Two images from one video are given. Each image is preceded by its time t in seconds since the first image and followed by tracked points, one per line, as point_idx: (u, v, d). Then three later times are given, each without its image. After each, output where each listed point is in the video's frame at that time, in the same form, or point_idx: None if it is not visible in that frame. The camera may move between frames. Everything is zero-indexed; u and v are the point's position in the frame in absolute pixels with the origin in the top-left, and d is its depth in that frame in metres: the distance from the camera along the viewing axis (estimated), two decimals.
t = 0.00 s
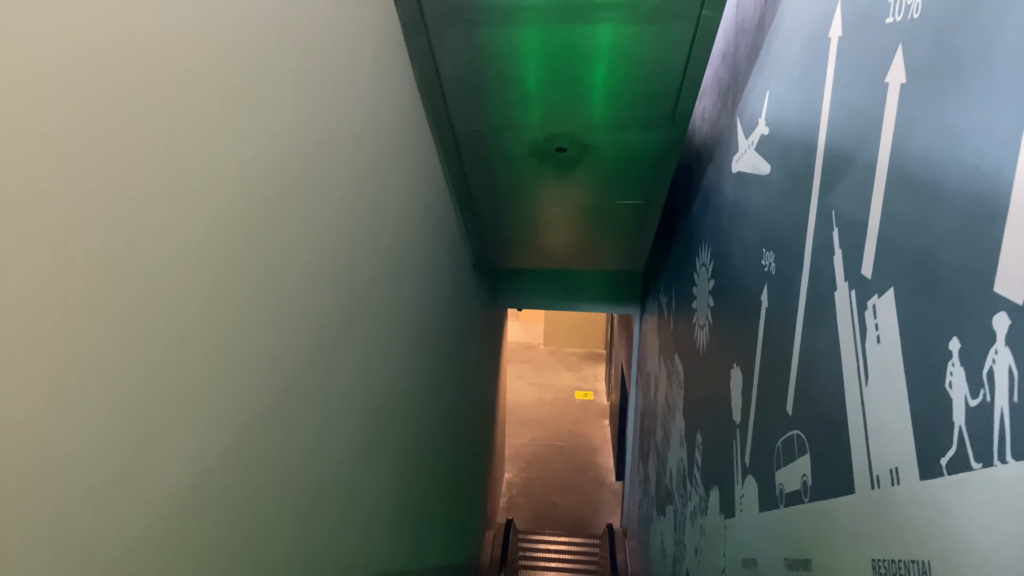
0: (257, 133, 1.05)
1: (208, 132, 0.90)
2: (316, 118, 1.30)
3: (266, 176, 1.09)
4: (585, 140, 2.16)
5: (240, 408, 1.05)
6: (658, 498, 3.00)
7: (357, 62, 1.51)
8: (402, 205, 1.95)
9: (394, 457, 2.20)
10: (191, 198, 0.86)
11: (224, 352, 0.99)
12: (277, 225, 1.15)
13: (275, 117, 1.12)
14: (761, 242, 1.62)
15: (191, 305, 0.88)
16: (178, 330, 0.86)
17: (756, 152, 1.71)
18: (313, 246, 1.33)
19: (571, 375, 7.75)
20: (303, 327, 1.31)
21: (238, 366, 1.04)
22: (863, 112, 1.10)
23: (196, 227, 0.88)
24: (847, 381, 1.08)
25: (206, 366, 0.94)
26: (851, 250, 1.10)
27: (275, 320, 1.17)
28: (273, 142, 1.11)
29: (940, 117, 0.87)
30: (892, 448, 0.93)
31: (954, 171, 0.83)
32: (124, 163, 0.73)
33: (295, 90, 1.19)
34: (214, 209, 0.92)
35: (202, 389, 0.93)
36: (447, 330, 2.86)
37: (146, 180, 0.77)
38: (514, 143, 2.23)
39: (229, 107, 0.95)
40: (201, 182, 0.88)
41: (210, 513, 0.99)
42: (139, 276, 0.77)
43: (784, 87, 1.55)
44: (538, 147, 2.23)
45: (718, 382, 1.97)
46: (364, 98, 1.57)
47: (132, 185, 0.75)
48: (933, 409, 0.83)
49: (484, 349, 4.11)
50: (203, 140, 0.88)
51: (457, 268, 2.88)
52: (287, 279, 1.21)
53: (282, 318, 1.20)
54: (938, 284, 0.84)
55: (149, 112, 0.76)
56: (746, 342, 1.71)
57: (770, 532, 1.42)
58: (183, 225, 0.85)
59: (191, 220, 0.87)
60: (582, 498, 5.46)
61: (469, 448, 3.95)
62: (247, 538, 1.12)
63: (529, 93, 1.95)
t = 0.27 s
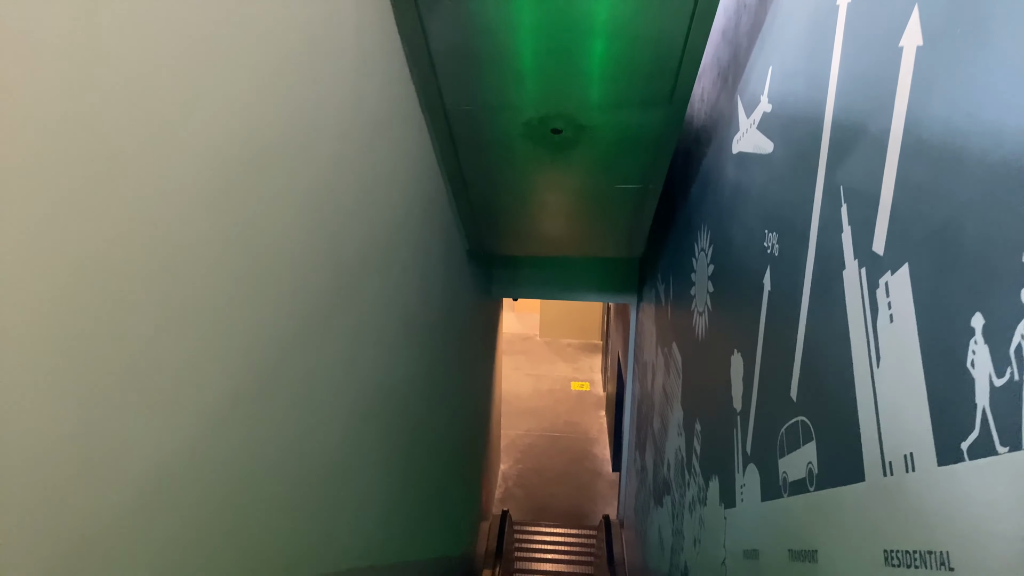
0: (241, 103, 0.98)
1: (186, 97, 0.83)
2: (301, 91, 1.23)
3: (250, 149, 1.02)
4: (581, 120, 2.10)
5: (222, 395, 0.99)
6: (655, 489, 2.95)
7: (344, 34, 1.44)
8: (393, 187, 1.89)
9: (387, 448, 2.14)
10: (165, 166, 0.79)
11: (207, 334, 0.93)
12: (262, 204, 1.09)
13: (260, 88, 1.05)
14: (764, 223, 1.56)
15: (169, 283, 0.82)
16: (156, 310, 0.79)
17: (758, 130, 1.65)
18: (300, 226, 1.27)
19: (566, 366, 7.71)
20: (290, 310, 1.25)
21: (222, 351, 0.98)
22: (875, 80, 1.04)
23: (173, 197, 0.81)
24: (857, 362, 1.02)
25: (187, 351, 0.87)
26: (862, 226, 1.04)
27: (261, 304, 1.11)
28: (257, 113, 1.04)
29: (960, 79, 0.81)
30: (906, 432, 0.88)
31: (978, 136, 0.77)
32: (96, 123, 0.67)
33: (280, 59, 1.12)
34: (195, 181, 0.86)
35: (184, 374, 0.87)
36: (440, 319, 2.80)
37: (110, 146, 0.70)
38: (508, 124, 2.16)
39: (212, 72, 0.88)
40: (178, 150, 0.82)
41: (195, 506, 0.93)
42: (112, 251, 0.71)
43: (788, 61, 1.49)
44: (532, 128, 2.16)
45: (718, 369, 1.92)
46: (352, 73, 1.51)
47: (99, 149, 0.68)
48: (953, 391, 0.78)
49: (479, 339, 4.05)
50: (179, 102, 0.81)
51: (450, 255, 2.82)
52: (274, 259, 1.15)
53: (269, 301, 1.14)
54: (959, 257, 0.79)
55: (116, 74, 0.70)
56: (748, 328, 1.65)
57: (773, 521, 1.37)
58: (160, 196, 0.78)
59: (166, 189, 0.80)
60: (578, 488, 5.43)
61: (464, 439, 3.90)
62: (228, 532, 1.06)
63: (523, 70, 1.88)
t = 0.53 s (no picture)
0: (212, 69, 0.92)
1: (142, 56, 0.76)
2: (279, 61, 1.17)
3: (221, 118, 0.96)
4: (576, 98, 2.04)
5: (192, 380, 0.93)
6: (652, 478, 2.91)
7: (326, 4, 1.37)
8: (381, 169, 1.82)
9: (379, 438, 2.09)
10: (118, 128, 0.73)
11: (175, 315, 0.87)
12: (237, 178, 1.02)
13: (233, 55, 0.99)
14: (766, 202, 1.50)
15: (127, 257, 0.76)
16: (108, 287, 0.73)
17: (759, 107, 1.59)
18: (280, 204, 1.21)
19: (562, 356, 7.67)
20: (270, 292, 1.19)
21: (193, 333, 0.92)
22: (886, 43, 0.98)
23: (130, 163, 0.75)
24: (867, 343, 0.97)
25: (148, 332, 0.81)
26: (872, 199, 0.98)
27: (235, 284, 1.04)
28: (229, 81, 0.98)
29: (984, 35, 0.75)
30: (922, 415, 0.82)
31: (1003, 96, 0.72)
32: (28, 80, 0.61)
33: (255, 24, 1.05)
34: (154, 147, 0.79)
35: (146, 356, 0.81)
36: (433, 306, 2.74)
37: (46, 100, 0.63)
38: (501, 103, 2.09)
39: (174, 32, 0.82)
40: (134, 114, 0.75)
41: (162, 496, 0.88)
42: (50, 218, 0.65)
43: (791, 32, 1.43)
44: (526, 107, 2.10)
45: (717, 355, 1.87)
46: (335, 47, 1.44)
47: (28, 104, 0.62)
48: (975, 369, 0.73)
49: (474, 328, 4.00)
50: (133, 60, 0.75)
51: (442, 241, 2.76)
52: (250, 238, 1.08)
53: (245, 282, 1.08)
54: (982, 226, 0.73)
55: (51, 23, 0.63)
56: (749, 311, 1.60)
57: (777, 512, 1.32)
58: (114, 163, 0.72)
59: (121, 154, 0.73)
60: (574, 479, 5.40)
61: (458, 430, 3.85)
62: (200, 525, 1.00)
63: (516, 46, 1.81)
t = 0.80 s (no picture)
0: (183, 29, 0.85)
1: (97, 8, 0.69)
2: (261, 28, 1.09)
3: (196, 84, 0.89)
4: (570, 77, 1.97)
5: (164, 366, 0.86)
6: (647, 468, 2.87)
7: None
8: (368, 148, 1.75)
9: (371, 429, 2.03)
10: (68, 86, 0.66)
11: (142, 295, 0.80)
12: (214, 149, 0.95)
13: (209, 16, 0.91)
14: (767, 181, 1.44)
15: (81, 230, 0.69)
16: (55, 259, 0.66)
17: (760, 82, 1.53)
18: (262, 180, 1.14)
19: (556, 346, 7.63)
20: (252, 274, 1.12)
21: (162, 315, 0.85)
22: (900, 3, 0.92)
23: (84, 125, 0.68)
24: (878, 323, 0.91)
25: (106, 312, 0.74)
26: (884, 169, 0.92)
27: (214, 265, 0.98)
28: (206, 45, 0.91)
29: None
30: (940, 398, 0.77)
31: None
32: None
33: None
34: (113, 111, 0.72)
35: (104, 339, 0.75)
36: (424, 294, 2.68)
37: None
38: (492, 81, 2.02)
39: None
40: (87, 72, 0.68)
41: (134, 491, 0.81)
42: None
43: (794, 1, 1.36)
44: (518, 85, 2.03)
45: (715, 341, 1.82)
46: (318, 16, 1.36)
47: None
48: (1003, 348, 0.67)
49: (466, 317, 3.94)
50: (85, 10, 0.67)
51: (432, 227, 2.69)
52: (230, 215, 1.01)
53: (225, 263, 1.01)
54: (1011, 192, 0.67)
55: None
56: (749, 295, 1.54)
57: (779, 501, 1.27)
58: (63, 124, 0.65)
59: (71, 115, 0.66)
60: (568, 469, 5.37)
61: (451, 420, 3.80)
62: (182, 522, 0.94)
63: (508, 21, 1.74)
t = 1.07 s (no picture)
0: None
1: None
2: None
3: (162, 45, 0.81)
4: (561, 53, 1.90)
5: (126, 350, 0.80)
6: (640, 457, 2.83)
7: None
8: (352, 127, 1.68)
9: (358, 418, 1.96)
10: None
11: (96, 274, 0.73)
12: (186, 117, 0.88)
13: None
14: (767, 157, 1.39)
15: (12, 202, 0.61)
16: None
17: (759, 55, 1.47)
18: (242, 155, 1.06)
19: (548, 336, 7.58)
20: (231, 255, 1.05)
21: (121, 294, 0.78)
22: None
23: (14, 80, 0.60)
24: (886, 300, 0.86)
25: (54, 289, 0.68)
26: (895, 137, 0.87)
27: (186, 242, 0.91)
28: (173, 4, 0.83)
29: None
30: (960, 378, 0.71)
31: None
32: None
33: None
34: (59, 65, 0.65)
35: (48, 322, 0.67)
36: (412, 280, 2.61)
37: None
38: (480, 58, 1.95)
39: None
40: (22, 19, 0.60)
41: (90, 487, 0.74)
42: None
43: None
44: (507, 62, 1.96)
45: (711, 326, 1.76)
46: None
47: None
48: None
49: (457, 305, 3.87)
50: None
51: (420, 212, 2.62)
52: (203, 190, 0.95)
53: (198, 241, 0.94)
54: None
55: None
56: (747, 276, 1.49)
57: (780, 490, 1.22)
58: None
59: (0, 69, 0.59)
60: (560, 459, 5.34)
61: (441, 410, 3.75)
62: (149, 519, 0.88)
63: None
